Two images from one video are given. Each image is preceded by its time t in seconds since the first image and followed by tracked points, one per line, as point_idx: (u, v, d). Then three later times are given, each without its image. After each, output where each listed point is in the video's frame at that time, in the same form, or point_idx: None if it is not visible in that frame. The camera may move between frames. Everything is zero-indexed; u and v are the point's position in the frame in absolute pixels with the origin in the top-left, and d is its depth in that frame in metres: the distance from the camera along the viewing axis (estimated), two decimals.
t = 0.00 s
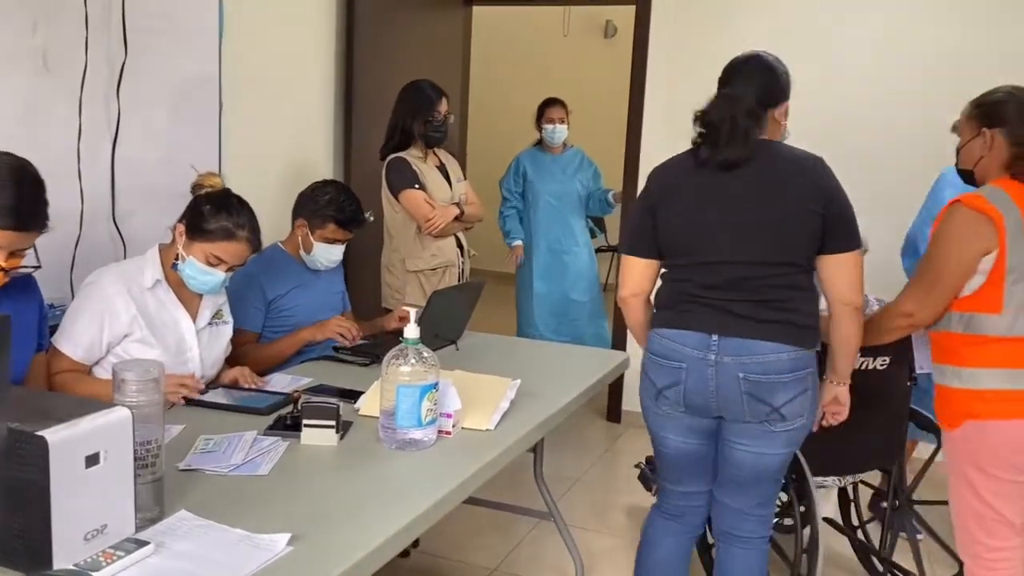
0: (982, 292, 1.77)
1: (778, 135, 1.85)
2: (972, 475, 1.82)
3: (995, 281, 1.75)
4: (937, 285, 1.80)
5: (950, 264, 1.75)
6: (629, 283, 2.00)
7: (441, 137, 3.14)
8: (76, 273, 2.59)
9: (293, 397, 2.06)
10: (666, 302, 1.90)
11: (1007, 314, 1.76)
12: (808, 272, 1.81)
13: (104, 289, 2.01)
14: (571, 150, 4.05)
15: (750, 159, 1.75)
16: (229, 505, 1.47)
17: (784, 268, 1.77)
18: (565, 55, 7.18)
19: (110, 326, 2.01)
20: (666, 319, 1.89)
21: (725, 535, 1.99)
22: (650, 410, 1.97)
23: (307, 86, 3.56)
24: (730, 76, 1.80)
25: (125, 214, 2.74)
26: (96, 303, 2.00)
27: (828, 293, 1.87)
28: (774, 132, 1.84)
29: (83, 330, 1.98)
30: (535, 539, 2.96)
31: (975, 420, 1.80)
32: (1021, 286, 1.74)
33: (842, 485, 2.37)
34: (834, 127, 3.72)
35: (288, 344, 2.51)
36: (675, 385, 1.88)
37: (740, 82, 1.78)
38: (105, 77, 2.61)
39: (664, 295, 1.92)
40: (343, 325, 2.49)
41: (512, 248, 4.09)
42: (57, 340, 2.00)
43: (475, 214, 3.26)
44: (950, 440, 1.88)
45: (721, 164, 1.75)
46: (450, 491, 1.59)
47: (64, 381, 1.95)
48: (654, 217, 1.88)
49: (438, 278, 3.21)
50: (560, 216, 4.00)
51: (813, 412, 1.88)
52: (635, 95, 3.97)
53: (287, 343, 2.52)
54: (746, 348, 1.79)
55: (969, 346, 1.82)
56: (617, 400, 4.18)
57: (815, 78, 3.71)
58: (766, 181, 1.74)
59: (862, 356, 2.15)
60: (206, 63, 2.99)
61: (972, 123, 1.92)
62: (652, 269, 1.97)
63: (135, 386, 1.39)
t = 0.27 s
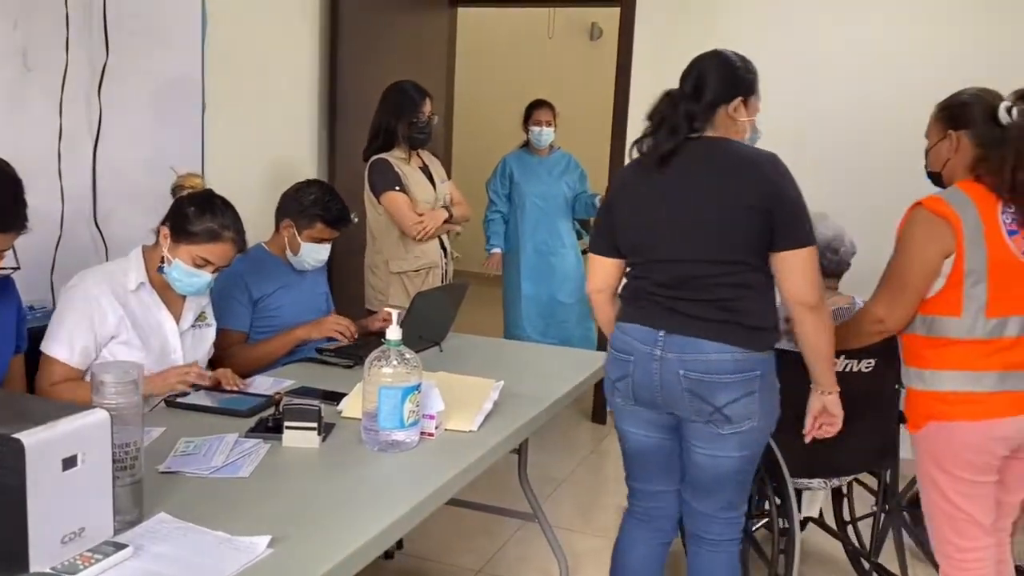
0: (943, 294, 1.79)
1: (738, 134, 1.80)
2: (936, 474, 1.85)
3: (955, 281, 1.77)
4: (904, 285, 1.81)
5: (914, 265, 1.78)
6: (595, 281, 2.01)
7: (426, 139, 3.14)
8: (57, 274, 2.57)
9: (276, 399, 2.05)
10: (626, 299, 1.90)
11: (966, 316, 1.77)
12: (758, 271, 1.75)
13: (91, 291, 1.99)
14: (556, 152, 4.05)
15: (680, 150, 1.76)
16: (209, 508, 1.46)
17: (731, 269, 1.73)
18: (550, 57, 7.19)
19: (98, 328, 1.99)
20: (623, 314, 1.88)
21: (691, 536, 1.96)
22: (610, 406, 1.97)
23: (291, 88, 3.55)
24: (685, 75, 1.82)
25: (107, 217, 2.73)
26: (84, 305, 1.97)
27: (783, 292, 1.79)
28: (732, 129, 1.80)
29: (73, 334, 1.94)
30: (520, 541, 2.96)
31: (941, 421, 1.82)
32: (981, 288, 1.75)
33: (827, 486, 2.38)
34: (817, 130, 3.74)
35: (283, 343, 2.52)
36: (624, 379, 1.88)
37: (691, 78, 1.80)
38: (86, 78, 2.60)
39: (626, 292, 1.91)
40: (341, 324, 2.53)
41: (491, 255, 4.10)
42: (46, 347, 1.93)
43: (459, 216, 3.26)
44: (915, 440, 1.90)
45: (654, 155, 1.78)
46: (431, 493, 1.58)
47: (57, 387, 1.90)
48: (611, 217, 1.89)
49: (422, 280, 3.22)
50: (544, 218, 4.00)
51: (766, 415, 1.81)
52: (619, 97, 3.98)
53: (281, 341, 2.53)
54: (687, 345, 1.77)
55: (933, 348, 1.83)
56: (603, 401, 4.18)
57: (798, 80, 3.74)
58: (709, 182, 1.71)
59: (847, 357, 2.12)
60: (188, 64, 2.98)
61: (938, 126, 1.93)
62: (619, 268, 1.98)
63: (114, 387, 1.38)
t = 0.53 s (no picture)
0: (917, 296, 1.80)
1: (704, 134, 1.76)
2: (912, 474, 1.86)
3: (927, 282, 1.77)
4: (877, 286, 1.82)
5: (889, 267, 1.79)
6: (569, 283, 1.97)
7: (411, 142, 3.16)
8: (39, 275, 2.55)
9: (260, 401, 2.04)
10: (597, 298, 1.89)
11: (937, 317, 1.78)
12: (709, 272, 1.70)
13: (89, 289, 1.96)
14: (542, 154, 4.04)
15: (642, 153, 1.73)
16: (191, 510, 1.45)
17: (678, 269, 1.70)
18: (536, 59, 7.20)
19: (96, 327, 1.95)
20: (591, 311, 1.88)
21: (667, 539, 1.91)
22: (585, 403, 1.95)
23: (276, 89, 3.54)
24: (654, 69, 1.77)
25: (89, 218, 2.71)
26: (84, 303, 1.94)
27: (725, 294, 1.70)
28: (699, 129, 1.76)
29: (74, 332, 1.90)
30: (506, 542, 2.96)
31: (914, 421, 1.83)
32: (951, 290, 1.76)
33: (812, 487, 2.39)
34: (801, 132, 3.75)
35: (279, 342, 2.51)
36: (584, 377, 1.87)
37: (658, 75, 1.74)
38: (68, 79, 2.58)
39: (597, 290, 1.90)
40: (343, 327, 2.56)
41: (480, 255, 4.10)
42: (48, 346, 1.87)
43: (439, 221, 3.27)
44: (890, 440, 1.91)
45: (615, 156, 1.75)
46: (414, 495, 1.58)
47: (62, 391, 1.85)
48: (579, 215, 1.89)
49: (406, 284, 3.23)
50: (530, 220, 4.01)
51: (719, 423, 1.74)
52: (605, 100, 3.99)
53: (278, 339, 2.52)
54: (633, 344, 1.74)
55: (905, 350, 1.85)
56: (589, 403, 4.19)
57: (784, 81, 3.75)
58: (660, 183, 1.69)
59: (829, 358, 2.12)
60: (172, 65, 2.97)
61: (899, 135, 1.96)
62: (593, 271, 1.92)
63: (94, 391, 1.36)
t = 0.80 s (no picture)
0: (898, 297, 1.81)
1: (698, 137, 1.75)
2: (895, 474, 1.87)
3: (907, 284, 1.79)
4: (858, 288, 1.84)
5: (870, 269, 1.81)
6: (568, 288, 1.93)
7: (397, 144, 3.13)
8: (21, 276, 2.53)
9: (246, 403, 2.03)
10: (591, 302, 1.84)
11: (917, 318, 1.79)
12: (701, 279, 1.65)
13: (81, 290, 1.95)
14: (529, 156, 4.04)
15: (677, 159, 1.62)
16: (175, 512, 1.44)
17: (671, 275, 1.64)
18: (523, 61, 7.21)
19: (86, 328, 1.94)
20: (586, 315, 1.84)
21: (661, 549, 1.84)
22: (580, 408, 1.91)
23: (262, 90, 3.53)
24: (641, 80, 1.67)
25: (73, 219, 2.69)
26: (76, 303, 1.92)
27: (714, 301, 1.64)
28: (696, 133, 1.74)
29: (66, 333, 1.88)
30: (493, 544, 2.96)
31: (897, 422, 1.84)
32: (931, 292, 1.77)
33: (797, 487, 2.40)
34: (788, 134, 3.77)
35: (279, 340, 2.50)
36: (577, 381, 1.84)
37: (653, 83, 1.65)
38: (52, 79, 2.57)
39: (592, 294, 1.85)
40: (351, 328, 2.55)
41: (468, 257, 4.10)
42: (39, 346, 1.85)
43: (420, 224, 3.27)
44: (873, 441, 1.93)
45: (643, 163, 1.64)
46: (400, 496, 1.58)
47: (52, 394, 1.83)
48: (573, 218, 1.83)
49: (392, 285, 3.22)
50: (516, 222, 4.01)
51: (707, 429, 1.68)
52: (592, 102, 4.01)
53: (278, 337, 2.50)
54: (620, 349, 1.70)
55: (886, 351, 1.86)
56: (575, 404, 4.19)
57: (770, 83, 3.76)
58: (658, 186, 1.63)
59: (814, 359, 2.13)
60: (157, 65, 2.95)
61: (874, 139, 1.97)
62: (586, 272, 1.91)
63: (76, 393, 1.35)
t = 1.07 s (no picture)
0: (886, 299, 1.81)
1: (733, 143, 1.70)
2: (881, 475, 1.89)
3: (896, 287, 1.79)
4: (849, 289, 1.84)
5: (858, 271, 1.81)
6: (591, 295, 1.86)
7: (385, 146, 3.12)
8: (6, 279, 2.51)
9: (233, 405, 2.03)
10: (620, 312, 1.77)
11: (907, 320, 1.80)
12: (744, 300, 1.60)
13: (66, 292, 1.93)
14: (517, 158, 4.04)
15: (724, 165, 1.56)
16: (161, 515, 1.44)
17: (711, 290, 1.59)
18: (511, 62, 7.22)
19: (71, 329, 1.93)
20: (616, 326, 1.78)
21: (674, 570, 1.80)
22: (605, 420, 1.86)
23: (249, 92, 3.52)
24: (677, 85, 1.63)
25: (58, 220, 2.68)
26: (60, 305, 1.91)
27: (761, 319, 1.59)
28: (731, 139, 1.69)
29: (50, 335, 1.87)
30: (480, 546, 2.96)
31: (884, 423, 1.86)
32: (920, 294, 1.78)
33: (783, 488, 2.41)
34: (774, 138, 3.79)
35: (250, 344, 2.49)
36: (604, 394, 1.79)
37: (689, 86, 1.61)
38: (37, 80, 2.55)
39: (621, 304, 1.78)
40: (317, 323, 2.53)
41: (452, 261, 4.12)
42: (22, 349, 1.83)
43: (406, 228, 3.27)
44: (860, 441, 1.94)
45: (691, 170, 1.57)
46: (387, 498, 1.58)
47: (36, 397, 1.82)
48: (600, 223, 1.76)
49: (377, 287, 3.22)
50: (504, 224, 4.01)
51: (734, 451, 1.63)
52: (579, 104, 4.02)
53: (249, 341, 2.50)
54: (651, 363, 1.65)
55: (873, 352, 1.87)
56: (563, 406, 4.20)
57: (756, 86, 3.78)
58: (700, 197, 1.57)
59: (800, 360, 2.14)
60: (143, 67, 2.94)
61: (865, 137, 1.97)
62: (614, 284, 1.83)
63: (61, 395, 1.34)
